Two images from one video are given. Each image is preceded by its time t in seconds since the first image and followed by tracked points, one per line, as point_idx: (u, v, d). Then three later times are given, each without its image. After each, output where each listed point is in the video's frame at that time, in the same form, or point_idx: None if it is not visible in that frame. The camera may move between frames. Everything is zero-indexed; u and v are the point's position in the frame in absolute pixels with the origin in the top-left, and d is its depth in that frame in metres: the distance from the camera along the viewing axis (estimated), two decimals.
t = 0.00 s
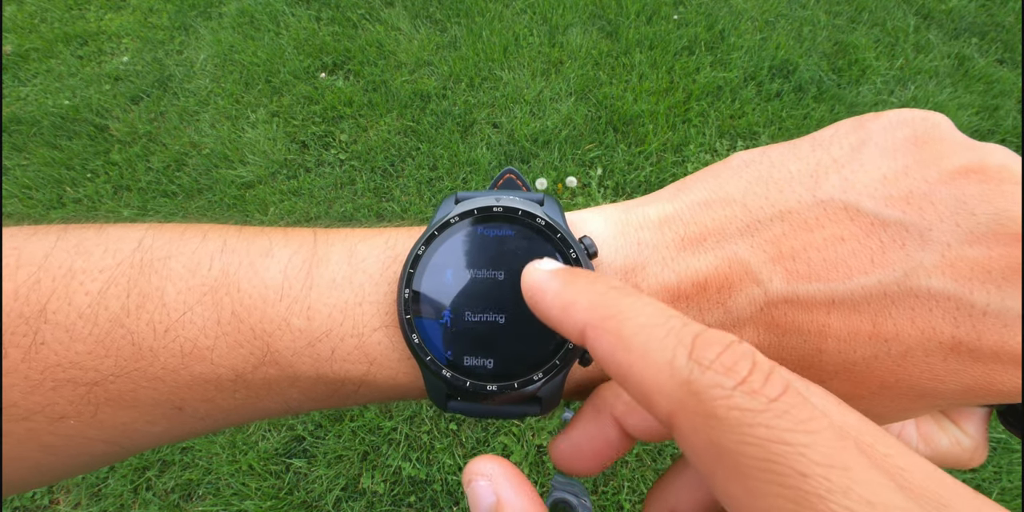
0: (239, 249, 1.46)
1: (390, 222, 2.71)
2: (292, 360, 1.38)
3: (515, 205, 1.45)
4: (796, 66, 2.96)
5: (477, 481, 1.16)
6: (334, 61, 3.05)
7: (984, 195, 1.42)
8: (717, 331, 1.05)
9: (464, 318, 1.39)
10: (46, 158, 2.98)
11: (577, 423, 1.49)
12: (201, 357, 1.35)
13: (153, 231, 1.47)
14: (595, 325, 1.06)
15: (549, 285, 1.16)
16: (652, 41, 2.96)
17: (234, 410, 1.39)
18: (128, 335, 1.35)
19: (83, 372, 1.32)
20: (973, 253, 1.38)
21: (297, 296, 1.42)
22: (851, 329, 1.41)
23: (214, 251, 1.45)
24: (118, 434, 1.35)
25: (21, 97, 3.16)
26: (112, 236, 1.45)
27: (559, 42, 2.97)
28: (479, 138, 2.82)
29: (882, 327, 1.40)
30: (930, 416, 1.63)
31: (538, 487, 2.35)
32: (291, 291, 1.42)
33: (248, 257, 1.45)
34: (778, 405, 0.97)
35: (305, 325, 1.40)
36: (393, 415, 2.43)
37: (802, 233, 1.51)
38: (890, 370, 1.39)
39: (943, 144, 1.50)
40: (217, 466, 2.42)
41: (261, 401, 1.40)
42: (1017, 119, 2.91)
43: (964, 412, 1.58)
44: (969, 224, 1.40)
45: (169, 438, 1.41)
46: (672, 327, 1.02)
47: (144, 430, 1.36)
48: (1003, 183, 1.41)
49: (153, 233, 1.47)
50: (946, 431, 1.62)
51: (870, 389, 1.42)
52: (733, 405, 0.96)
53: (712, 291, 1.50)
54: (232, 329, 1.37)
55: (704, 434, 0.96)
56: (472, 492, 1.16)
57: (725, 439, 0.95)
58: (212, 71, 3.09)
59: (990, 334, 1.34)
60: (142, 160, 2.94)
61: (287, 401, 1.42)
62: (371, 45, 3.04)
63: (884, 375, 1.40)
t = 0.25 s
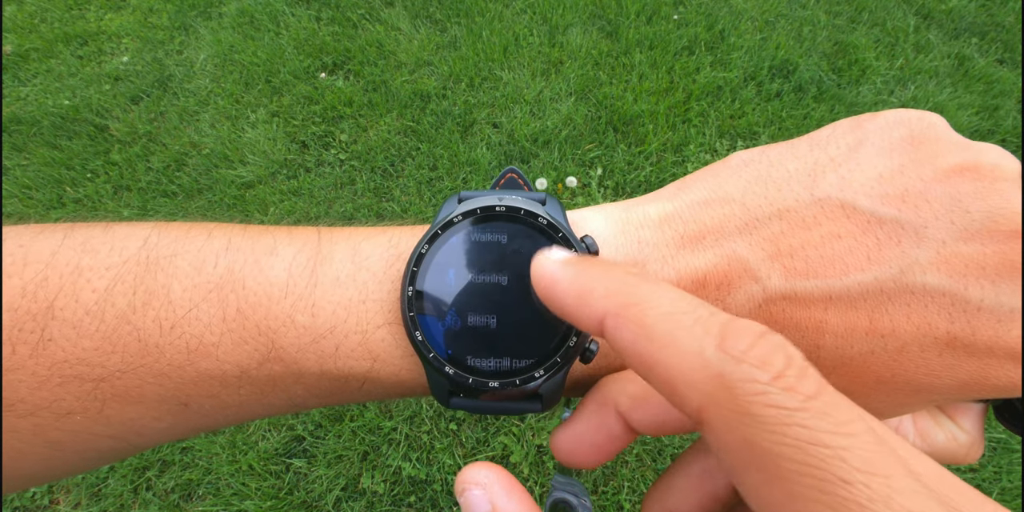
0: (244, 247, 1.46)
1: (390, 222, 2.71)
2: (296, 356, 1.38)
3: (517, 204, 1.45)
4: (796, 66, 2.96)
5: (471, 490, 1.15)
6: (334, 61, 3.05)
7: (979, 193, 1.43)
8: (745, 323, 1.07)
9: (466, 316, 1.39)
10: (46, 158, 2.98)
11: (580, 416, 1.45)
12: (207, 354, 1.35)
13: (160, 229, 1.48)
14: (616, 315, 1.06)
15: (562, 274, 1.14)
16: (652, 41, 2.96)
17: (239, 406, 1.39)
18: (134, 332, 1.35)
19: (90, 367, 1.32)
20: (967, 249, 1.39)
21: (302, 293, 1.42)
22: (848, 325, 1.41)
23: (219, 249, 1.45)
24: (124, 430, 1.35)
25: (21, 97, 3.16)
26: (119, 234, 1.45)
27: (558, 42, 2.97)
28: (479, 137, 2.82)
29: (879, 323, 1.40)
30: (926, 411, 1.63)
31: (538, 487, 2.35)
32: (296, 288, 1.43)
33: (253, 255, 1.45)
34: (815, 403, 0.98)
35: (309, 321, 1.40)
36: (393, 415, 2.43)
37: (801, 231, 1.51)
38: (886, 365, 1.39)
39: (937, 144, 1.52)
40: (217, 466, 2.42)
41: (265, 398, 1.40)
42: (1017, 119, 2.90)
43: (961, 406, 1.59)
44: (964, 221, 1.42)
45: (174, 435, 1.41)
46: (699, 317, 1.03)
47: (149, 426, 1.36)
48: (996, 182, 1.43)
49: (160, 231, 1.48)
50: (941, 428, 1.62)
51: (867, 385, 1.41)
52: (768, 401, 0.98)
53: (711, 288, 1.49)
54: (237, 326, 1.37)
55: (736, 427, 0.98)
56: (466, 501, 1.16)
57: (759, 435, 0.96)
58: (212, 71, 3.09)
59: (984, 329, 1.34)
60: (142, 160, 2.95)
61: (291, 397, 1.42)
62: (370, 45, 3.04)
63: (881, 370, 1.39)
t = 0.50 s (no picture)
0: (254, 248, 1.46)
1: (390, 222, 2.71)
2: (305, 357, 1.38)
3: (524, 206, 1.44)
4: (796, 66, 2.96)
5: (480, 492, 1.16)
6: (334, 62, 3.05)
7: (981, 201, 1.44)
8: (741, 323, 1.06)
9: (475, 317, 1.39)
10: (46, 158, 2.98)
11: (586, 416, 1.45)
12: (217, 353, 1.35)
13: (169, 230, 1.47)
14: (619, 333, 1.06)
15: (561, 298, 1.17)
16: (652, 41, 2.96)
17: (247, 405, 1.40)
18: (144, 331, 1.34)
19: (101, 367, 1.32)
20: (968, 256, 1.40)
21: (311, 294, 1.42)
22: (850, 329, 1.41)
23: (229, 250, 1.44)
24: (133, 428, 1.36)
25: (21, 97, 3.16)
26: (128, 233, 1.45)
27: (559, 42, 2.97)
28: (479, 138, 2.82)
29: (881, 327, 1.40)
30: (926, 415, 1.63)
31: (538, 487, 2.34)
32: (305, 289, 1.42)
33: (262, 256, 1.45)
34: (808, 397, 0.99)
35: (318, 322, 1.40)
36: (393, 415, 2.43)
37: (804, 236, 1.51)
38: (889, 370, 1.40)
39: (940, 150, 1.52)
40: (217, 466, 2.42)
41: (273, 397, 1.40)
42: (1017, 119, 2.91)
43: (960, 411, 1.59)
44: (965, 228, 1.42)
45: (181, 433, 1.42)
46: (696, 323, 1.04)
47: (159, 425, 1.37)
48: (998, 189, 1.44)
49: (169, 232, 1.47)
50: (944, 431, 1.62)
51: (868, 388, 1.42)
52: (766, 396, 0.98)
53: (715, 291, 1.49)
54: (246, 326, 1.37)
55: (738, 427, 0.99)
56: (474, 502, 1.16)
57: (761, 432, 0.97)
58: (212, 71, 3.09)
59: (984, 334, 1.35)
60: (142, 160, 2.94)
61: (299, 397, 1.42)
62: (371, 45, 3.04)
63: (883, 374, 1.40)
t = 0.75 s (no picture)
0: (254, 247, 1.46)
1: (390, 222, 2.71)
2: (306, 355, 1.38)
3: (526, 206, 1.44)
4: (796, 66, 2.96)
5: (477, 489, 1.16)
6: (334, 61, 3.05)
7: (982, 200, 1.43)
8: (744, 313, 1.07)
9: (476, 316, 1.39)
10: (46, 158, 2.98)
11: (586, 414, 1.46)
12: (218, 352, 1.35)
13: (171, 229, 1.48)
14: (624, 309, 1.08)
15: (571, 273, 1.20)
16: (652, 41, 2.96)
17: (249, 404, 1.40)
18: (146, 330, 1.34)
19: (103, 366, 1.32)
20: (970, 254, 1.39)
21: (312, 293, 1.42)
22: (852, 328, 1.41)
23: (230, 249, 1.45)
24: (135, 427, 1.36)
25: (21, 97, 3.16)
26: (130, 233, 1.45)
27: (559, 42, 2.97)
28: (479, 137, 2.82)
29: (882, 326, 1.40)
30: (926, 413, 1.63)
31: (538, 487, 2.35)
32: (306, 287, 1.42)
33: (263, 255, 1.45)
34: (803, 387, 0.99)
35: (319, 320, 1.40)
36: (393, 414, 2.43)
37: (805, 234, 1.51)
38: (890, 368, 1.39)
39: (941, 148, 1.52)
40: (217, 466, 2.42)
41: (275, 396, 1.40)
42: (1017, 119, 2.90)
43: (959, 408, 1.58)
44: (967, 226, 1.41)
45: (183, 432, 1.41)
46: (699, 308, 1.04)
47: (160, 424, 1.37)
48: (1002, 188, 1.42)
49: (170, 231, 1.47)
50: (945, 429, 1.62)
51: (870, 386, 1.41)
52: (761, 384, 0.98)
53: (716, 290, 1.50)
54: (248, 325, 1.37)
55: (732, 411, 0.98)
56: (472, 500, 1.16)
57: (755, 417, 0.97)
58: (212, 71, 3.09)
59: (985, 333, 1.34)
60: (142, 160, 2.94)
61: (300, 396, 1.42)
62: (370, 45, 3.04)
63: (884, 373, 1.39)
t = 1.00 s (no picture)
0: (260, 250, 1.45)
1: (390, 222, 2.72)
2: (312, 357, 1.38)
3: (528, 210, 1.44)
4: (796, 66, 2.96)
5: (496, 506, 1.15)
6: (334, 62, 3.05)
7: (967, 205, 1.48)
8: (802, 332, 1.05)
9: (479, 320, 1.39)
10: (46, 158, 2.98)
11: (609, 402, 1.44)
12: (225, 354, 1.35)
13: (177, 232, 1.48)
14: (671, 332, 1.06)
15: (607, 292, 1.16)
16: (652, 41, 2.96)
17: (254, 405, 1.40)
18: (154, 333, 1.35)
19: (110, 367, 1.32)
20: (955, 258, 1.44)
21: (318, 296, 1.42)
22: (842, 329, 1.42)
23: (236, 252, 1.44)
24: (140, 429, 1.35)
25: (21, 97, 3.16)
26: (135, 235, 1.45)
27: (558, 42, 2.97)
28: (479, 137, 2.81)
29: (871, 326, 1.42)
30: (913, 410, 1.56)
31: (538, 487, 2.35)
32: (312, 290, 1.42)
33: (269, 258, 1.45)
34: (874, 422, 0.98)
35: (325, 323, 1.40)
36: (393, 415, 2.43)
37: (798, 239, 1.52)
38: (878, 368, 1.41)
39: (927, 155, 1.56)
40: (217, 466, 2.42)
41: (279, 397, 1.40)
42: (1017, 119, 2.90)
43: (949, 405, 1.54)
44: (952, 231, 1.46)
45: (187, 433, 1.41)
46: (750, 330, 1.03)
47: (165, 424, 1.37)
48: (983, 194, 1.48)
49: (176, 234, 1.47)
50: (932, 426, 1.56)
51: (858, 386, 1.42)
52: (831, 418, 0.97)
53: (713, 292, 1.49)
54: (254, 327, 1.37)
55: (794, 441, 0.99)
56: None
57: (825, 456, 0.97)
58: (212, 71, 3.09)
59: (970, 334, 1.37)
60: (142, 160, 2.94)
61: (305, 397, 1.42)
62: (371, 45, 3.04)
63: (872, 372, 1.41)
